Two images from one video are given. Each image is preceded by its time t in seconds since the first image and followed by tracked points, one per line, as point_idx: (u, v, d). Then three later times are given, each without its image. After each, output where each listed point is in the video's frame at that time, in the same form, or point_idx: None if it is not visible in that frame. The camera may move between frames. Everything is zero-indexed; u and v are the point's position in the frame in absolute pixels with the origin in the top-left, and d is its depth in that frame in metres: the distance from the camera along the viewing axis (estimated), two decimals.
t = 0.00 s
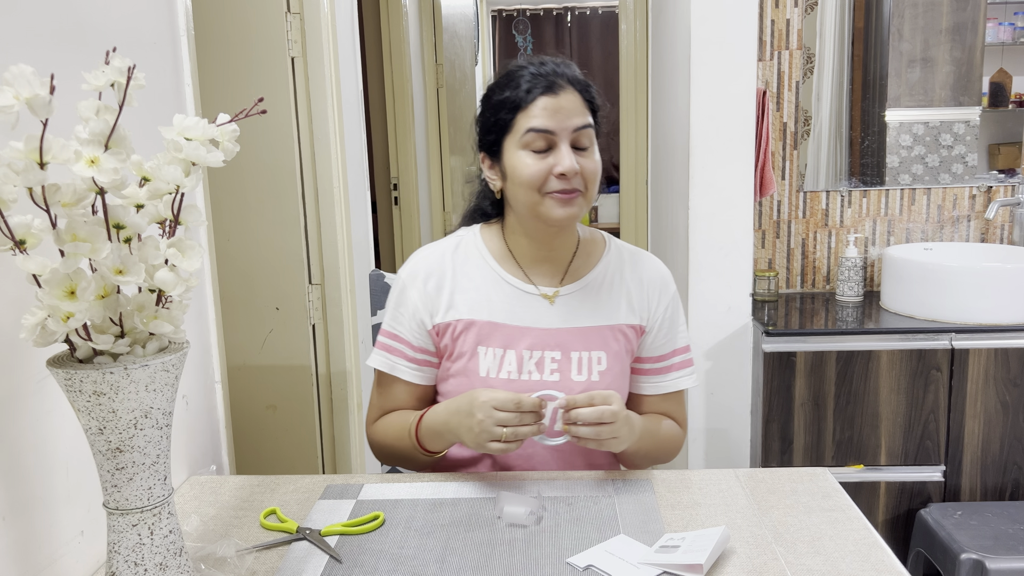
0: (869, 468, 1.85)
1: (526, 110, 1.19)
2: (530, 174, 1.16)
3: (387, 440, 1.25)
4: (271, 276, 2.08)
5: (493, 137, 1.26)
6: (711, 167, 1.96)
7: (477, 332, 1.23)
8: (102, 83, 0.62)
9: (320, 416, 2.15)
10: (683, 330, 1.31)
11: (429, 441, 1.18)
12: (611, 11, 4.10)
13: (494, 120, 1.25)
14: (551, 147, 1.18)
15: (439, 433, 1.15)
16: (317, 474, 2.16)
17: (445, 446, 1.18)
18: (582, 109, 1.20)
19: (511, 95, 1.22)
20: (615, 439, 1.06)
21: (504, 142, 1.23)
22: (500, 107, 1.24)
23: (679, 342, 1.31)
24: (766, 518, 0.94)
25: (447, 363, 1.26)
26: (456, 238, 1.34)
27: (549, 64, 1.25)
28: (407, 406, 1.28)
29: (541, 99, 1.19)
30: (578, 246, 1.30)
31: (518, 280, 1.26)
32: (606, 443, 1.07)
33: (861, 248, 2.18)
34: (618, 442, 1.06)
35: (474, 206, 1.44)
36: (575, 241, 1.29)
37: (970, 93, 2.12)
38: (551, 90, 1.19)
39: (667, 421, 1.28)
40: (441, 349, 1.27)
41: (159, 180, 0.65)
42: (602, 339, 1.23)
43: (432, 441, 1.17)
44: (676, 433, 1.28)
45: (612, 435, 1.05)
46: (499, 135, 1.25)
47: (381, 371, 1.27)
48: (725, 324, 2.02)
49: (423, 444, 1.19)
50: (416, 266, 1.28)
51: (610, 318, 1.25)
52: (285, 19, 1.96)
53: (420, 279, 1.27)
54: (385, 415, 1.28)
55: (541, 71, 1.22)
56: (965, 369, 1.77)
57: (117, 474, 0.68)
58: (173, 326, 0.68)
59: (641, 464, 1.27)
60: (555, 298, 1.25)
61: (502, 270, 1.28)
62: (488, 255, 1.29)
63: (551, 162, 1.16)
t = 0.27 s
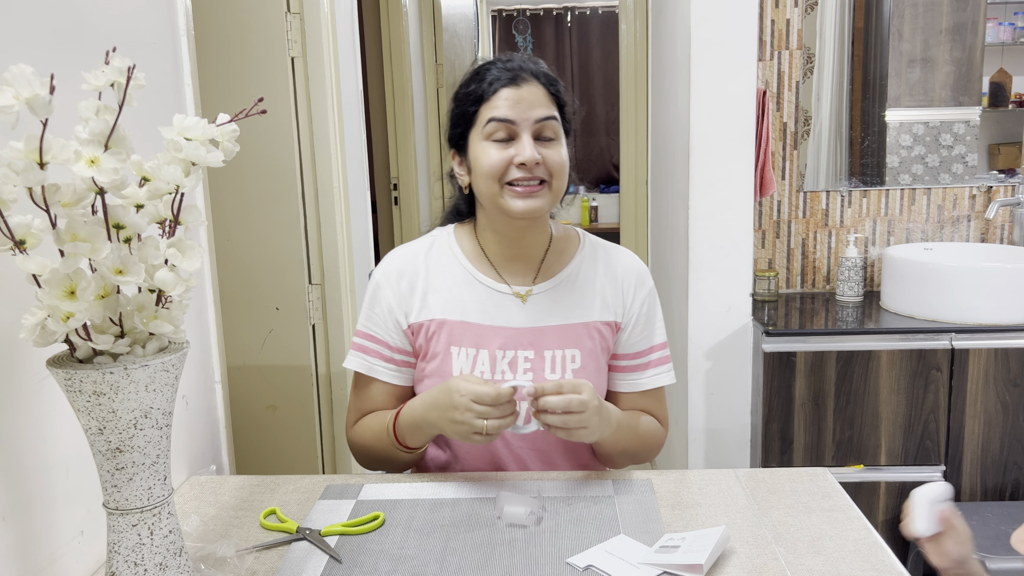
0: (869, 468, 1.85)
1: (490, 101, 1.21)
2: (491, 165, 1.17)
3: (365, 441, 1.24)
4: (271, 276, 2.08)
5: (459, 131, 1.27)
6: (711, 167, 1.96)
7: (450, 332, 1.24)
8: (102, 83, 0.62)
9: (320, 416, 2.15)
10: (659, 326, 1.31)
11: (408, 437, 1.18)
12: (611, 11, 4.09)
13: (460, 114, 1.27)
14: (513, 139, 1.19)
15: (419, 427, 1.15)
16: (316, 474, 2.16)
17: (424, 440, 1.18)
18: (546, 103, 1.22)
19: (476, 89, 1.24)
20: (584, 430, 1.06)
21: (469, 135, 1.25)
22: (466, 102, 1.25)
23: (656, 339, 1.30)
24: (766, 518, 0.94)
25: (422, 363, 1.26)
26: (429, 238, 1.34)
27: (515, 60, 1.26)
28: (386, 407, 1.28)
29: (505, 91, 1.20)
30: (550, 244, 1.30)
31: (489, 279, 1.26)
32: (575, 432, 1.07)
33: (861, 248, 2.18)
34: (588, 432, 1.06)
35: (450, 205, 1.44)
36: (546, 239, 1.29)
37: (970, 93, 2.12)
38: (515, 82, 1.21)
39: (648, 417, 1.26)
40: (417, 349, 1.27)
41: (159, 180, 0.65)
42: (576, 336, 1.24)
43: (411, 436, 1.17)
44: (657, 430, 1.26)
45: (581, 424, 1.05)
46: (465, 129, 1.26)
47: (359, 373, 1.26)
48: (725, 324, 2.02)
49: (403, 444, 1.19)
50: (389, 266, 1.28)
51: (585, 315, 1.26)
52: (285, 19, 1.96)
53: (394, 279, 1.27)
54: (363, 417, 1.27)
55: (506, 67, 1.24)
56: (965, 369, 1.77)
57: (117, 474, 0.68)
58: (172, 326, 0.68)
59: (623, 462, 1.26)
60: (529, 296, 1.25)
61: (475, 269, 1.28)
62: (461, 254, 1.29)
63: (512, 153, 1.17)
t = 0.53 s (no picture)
0: (869, 468, 1.85)
1: (470, 108, 1.20)
2: (474, 174, 1.17)
3: (359, 446, 1.24)
4: (271, 276, 2.08)
5: (440, 138, 1.27)
6: (711, 167, 1.96)
7: (440, 335, 1.24)
8: (102, 83, 0.62)
9: (320, 416, 2.16)
10: (649, 323, 1.30)
11: (403, 438, 1.18)
12: (611, 11, 4.09)
13: (440, 122, 1.26)
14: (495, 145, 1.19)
15: (412, 428, 1.15)
16: (316, 474, 2.16)
17: (418, 441, 1.19)
18: (527, 106, 1.21)
19: (454, 96, 1.23)
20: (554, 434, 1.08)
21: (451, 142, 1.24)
22: (445, 108, 1.25)
23: (646, 335, 1.29)
24: (766, 518, 0.94)
25: (411, 365, 1.26)
26: (416, 242, 1.34)
27: (492, 63, 1.25)
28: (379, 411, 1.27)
29: (484, 97, 1.20)
30: (538, 245, 1.30)
31: (479, 281, 1.26)
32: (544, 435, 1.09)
33: (861, 248, 2.18)
34: (557, 437, 1.08)
35: (436, 208, 1.44)
36: (532, 240, 1.28)
37: (970, 93, 2.12)
38: (495, 88, 1.20)
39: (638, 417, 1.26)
40: (407, 351, 1.27)
41: (159, 180, 0.65)
42: (566, 336, 1.24)
43: (405, 437, 1.17)
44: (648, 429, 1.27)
45: (553, 431, 1.07)
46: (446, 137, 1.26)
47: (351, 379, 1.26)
48: (725, 324, 2.02)
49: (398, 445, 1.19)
50: (376, 272, 1.28)
51: (576, 313, 1.26)
52: (285, 19, 1.97)
53: (383, 283, 1.27)
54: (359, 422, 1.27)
55: (483, 71, 1.23)
56: (965, 369, 1.77)
57: (117, 474, 0.68)
58: (173, 326, 0.68)
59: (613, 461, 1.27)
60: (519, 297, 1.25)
61: (464, 272, 1.28)
62: (449, 256, 1.29)
63: (494, 160, 1.17)
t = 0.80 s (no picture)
0: (869, 468, 1.85)
1: (438, 121, 1.20)
2: (458, 182, 1.18)
3: (373, 456, 1.24)
4: (270, 276, 2.08)
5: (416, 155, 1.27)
6: (711, 167, 1.96)
7: (443, 339, 1.23)
8: (102, 83, 0.62)
9: (320, 416, 2.16)
10: (653, 314, 1.30)
11: (414, 447, 1.18)
12: (611, 11, 4.09)
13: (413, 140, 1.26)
14: (472, 150, 1.19)
15: (422, 436, 1.15)
16: (316, 474, 2.16)
17: (430, 448, 1.19)
18: (492, 104, 1.21)
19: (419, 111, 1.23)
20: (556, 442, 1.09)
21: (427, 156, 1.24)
22: (415, 126, 1.24)
23: (650, 326, 1.30)
24: (766, 518, 0.94)
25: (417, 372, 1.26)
26: (414, 251, 1.33)
27: (447, 71, 1.25)
28: (389, 420, 1.28)
29: (450, 105, 1.19)
30: (534, 240, 1.30)
31: (481, 285, 1.26)
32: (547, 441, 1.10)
33: (861, 248, 2.18)
34: (558, 445, 1.09)
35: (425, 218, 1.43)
36: (527, 235, 1.29)
37: (970, 93, 2.12)
38: (455, 95, 1.20)
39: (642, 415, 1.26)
40: (413, 359, 1.27)
41: (159, 180, 0.65)
42: (570, 331, 1.24)
43: (416, 446, 1.18)
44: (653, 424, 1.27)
45: (552, 438, 1.08)
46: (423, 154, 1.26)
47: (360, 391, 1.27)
48: (725, 324, 2.02)
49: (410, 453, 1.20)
50: (377, 282, 1.28)
51: (577, 309, 1.26)
52: (285, 19, 1.97)
53: (384, 294, 1.27)
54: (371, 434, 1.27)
55: (442, 80, 1.22)
56: (965, 369, 1.77)
57: (117, 474, 0.68)
58: (172, 326, 0.68)
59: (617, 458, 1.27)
60: (523, 296, 1.25)
61: (465, 277, 1.27)
62: (449, 263, 1.29)
63: (474, 165, 1.17)
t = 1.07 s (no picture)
0: (869, 468, 1.85)
1: (439, 117, 1.20)
2: (454, 179, 1.17)
3: (364, 454, 1.24)
4: (270, 276, 2.08)
5: (415, 148, 1.27)
6: (711, 167, 1.96)
7: (435, 339, 1.23)
8: (102, 83, 0.62)
9: (320, 416, 2.16)
10: (647, 314, 1.30)
11: (404, 447, 1.18)
12: (611, 11, 4.09)
13: (413, 133, 1.26)
14: (470, 148, 1.19)
15: (413, 437, 1.15)
16: (316, 474, 2.16)
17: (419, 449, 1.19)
18: (495, 104, 1.21)
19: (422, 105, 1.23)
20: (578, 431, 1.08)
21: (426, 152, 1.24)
22: (416, 118, 1.24)
23: (644, 327, 1.30)
24: (766, 518, 0.94)
25: (410, 372, 1.26)
26: (408, 250, 1.33)
27: (455, 68, 1.25)
28: (382, 419, 1.28)
29: (452, 102, 1.19)
30: (528, 243, 1.30)
31: (474, 284, 1.26)
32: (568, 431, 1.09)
33: (861, 248, 2.18)
34: (580, 434, 1.09)
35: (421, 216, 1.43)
36: (521, 237, 1.28)
37: (970, 92, 2.12)
38: (459, 92, 1.20)
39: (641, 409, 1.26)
40: (405, 358, 1.27)
41: (159, 180, 0.65)
42: (562, 331, 1.24)
43: (407, 447, 1.18)
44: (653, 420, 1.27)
45: (577, 427, 1.07)
46: (422, 148, 1.26)
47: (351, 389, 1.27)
48: (725, 325, 2.02)
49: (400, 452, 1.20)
50: (370, 282, 1.28)
51: (571, 309, 1.26)
52: (285, 19, 1.97)
53: (377, 293, 1.27)
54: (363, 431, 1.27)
55: (448, 76, 1.23)
56: (965, 369, 1.77)
57: (117, 474, 0.68)
58: (172, 326, 0.68)
59: (620, 453, 1.27)
60: (514, 297, 1.25)
61: (458, 276, 1.28)
62: (443, 261, 1.29)
63: (471, 162, 1.17)
